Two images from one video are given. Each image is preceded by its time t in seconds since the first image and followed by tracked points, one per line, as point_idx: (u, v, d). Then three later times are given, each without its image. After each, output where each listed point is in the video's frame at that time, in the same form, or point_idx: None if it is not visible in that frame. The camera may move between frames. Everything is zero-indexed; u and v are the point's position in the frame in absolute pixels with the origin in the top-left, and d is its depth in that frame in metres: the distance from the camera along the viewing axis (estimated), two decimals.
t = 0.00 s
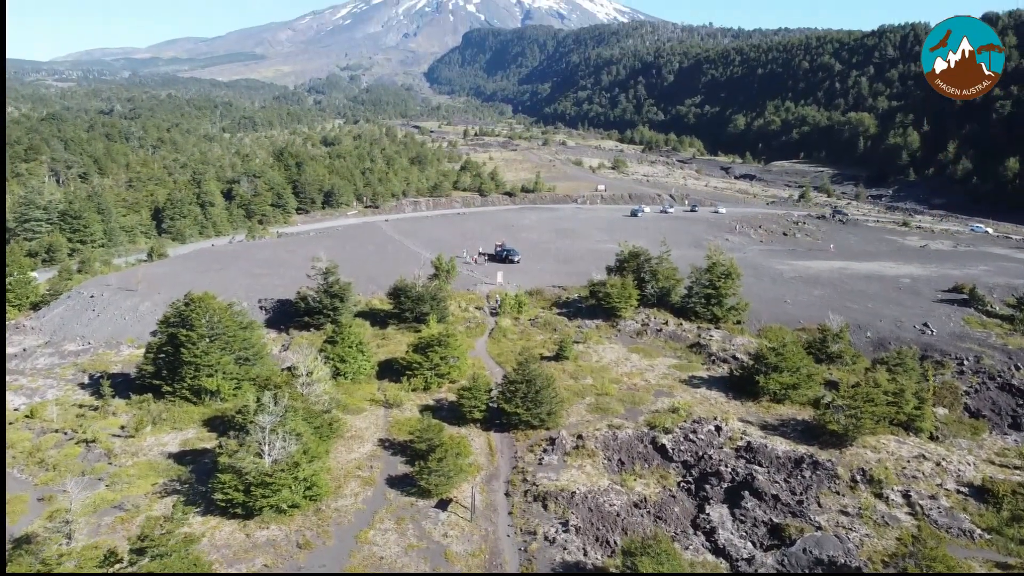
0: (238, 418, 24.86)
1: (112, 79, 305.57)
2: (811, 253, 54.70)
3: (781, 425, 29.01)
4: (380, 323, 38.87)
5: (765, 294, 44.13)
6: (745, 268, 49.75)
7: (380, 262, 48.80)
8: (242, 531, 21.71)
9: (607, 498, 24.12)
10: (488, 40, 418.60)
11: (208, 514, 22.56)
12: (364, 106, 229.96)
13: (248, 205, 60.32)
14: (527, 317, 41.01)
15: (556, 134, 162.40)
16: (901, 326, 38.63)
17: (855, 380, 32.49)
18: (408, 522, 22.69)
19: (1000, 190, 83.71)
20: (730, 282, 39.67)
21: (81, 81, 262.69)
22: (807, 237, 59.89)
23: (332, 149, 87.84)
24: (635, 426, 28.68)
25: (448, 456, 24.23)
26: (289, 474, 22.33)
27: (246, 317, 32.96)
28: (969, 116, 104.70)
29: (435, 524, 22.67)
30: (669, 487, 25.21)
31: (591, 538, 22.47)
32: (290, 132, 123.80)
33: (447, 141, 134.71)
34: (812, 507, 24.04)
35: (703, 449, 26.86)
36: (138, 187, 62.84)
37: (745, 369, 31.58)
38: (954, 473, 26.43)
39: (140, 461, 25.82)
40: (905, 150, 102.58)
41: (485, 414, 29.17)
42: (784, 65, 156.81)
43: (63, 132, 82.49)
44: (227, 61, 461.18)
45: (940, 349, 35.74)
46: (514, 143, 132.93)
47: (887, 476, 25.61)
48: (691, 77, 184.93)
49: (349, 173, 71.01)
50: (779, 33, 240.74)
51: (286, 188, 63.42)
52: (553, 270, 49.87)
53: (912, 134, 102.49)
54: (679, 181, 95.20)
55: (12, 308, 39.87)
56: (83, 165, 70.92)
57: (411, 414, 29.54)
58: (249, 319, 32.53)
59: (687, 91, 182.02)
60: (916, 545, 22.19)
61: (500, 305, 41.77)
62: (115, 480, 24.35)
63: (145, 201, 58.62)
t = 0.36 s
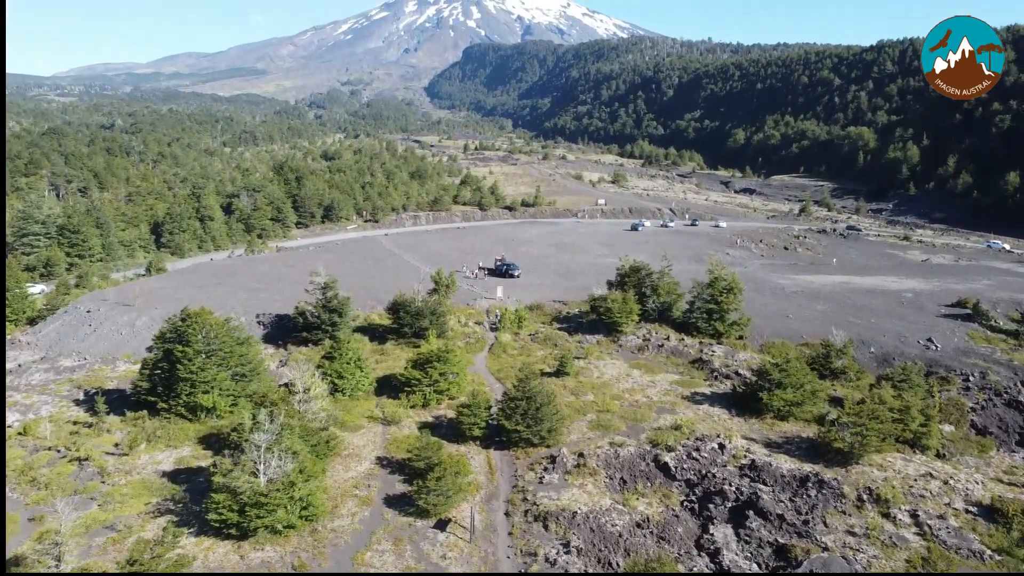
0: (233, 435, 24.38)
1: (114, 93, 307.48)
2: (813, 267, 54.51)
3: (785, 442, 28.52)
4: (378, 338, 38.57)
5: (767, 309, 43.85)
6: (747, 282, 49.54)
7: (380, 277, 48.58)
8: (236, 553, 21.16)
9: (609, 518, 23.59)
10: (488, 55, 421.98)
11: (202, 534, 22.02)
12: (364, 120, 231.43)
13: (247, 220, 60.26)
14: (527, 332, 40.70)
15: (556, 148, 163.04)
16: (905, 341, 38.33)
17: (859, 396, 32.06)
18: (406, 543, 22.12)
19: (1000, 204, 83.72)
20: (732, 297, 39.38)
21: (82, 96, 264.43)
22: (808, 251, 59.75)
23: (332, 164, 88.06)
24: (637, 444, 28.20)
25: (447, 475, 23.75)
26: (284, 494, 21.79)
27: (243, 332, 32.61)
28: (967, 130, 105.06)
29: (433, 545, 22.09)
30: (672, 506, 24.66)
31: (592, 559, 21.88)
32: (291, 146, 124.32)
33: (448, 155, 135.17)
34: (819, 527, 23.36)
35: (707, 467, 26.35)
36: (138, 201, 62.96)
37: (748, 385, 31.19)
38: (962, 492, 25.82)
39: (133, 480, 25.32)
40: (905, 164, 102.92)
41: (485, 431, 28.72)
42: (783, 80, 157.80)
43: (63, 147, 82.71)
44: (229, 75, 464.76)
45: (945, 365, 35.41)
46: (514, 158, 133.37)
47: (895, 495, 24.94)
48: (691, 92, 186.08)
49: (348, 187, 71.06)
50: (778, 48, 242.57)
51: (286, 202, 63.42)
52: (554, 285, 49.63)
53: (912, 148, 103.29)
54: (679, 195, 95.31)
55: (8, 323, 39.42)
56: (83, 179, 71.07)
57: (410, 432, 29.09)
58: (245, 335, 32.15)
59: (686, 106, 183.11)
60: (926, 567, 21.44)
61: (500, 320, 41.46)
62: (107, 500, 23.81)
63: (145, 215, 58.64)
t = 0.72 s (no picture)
0: (229, 451, 23.92)
1: (115, 107, 309.33)
2: (814, 280, 54.33)
3: (789, 458, 28.05)
4: (377, 351, 38.30)
5: (769, 322, 43.58)
6: (749, 295, 49.33)
7: (380, 290, 48.38)
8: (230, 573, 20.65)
9: (611, 536, 23.11)
10: (488, 68, 424.80)
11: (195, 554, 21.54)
12: (365, 133, 232.25)
13: (246, 233, 60.21)
14: (527, 346, 40.43)
15: (555, 161, 163.64)
16: (909, 355, 38.03)
17: (863, 412, 31.65)
18: (403, 562, 21.63)
19: (1001, 217, 83.70)
20: (734, 310, 39.11)
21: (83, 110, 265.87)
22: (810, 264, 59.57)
23: (332, 177, 88.19)
24: (639, 460, 27.73)
25: (446, 492, 23.31)
26: (280, 512, 21.30)
27: (241, 346, 32.28)
28: (967, 143, 105.30)
29: (431, 565, 21.58)
30: (675, 525, 24.16)
31: None
32: (291, 159, 124.69)
33: (448, 169, 135.49)
34: (824, 545, 22.82)
35: (710, 483, 25.86)
36: (137, 215, 63.00)
37: (751, 400, 30.81)
38: (971, 509, 25.26)
39: (126, 497, 24.86)
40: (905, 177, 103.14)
41: (484, 447, 28.32)
42: (782, 94, 158.64)
43: (64, 160, 82.94)
44: (230, 89, 467.80)
45: (950, 379, 35.09)
46: (514, 171, 133.66)
47: (902, 513, 24.35)
48: (690, 106, 187.06)
49: (348, 200, 71.09)
50: (777, 61, 243.81)
51: (286, 215, 63.40)
52: (555, 298, 49.41)
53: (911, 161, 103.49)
54: (679, 208, 95.36)
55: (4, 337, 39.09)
56: (83, 192, 71.16)
57: (409, 448, 28.67)
58: (242, 349, 31.81)
59: (686, 119, 184.01)
60: None
61: (500, 333, 41.18)
62: (99, 518, 23.31)
63: (144, 229, 58.69)
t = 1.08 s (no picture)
0: (224, 470, 23.40)
1: (117, 121, 311.02)
2: (816, 294, 54.09)
3: (794, 476, 27.51)
4: (376, 366, 37.95)
5: (771, 337, 43.26)
6: (750, 309, 49.05)
7: (379, 304, 48.14)
8: None
9: (613, 557, 22.53)
10: (489, 83, 427.68)
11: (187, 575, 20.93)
12: (365, 147, 233.39)
13: (246, 246, 60.10)
14: (528, 361, 40.08)
15: (555, 175, 164.13)
16: (913, 370, 37.67)
17: (868, 428, 31.21)
18: None
19: (1002, 231, 83.60)
20: (736, 325, 38.79)
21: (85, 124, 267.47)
22: (811, 278, 59.36)
23: (333, 190, 88.34)
24: (641, 478, 27.20)
25: (444, 512, 22.78)
26: (275, 532, 20.70)
27: (237, 362, 31.91)
28: (966, 157, 105.53)
29: None
30: (678, 544, 23.59)
31: None
32: (292, 173, 125.03)
33: (448, 183, 135.92)
34: (832, 566, 22.21)
35: (714, 502, 25.29)
36: (137, 229, 62.93)
37: (755, 416, 30.41)
38: (981, 528, 24.69)
39: (119, 516, 24.32)
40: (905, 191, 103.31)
41: (484, 464, 27.83)
42: (781, 108, 159.49)
43: (64, 174, 83.04)
44: (232, 104, 470.78)
45: (955, 395, 34.70)
46: (514, 185, 133.95)
47: (911, 532, 23.76)
48: (689, 120, 187.96)
49: (348, 214, 71.08)
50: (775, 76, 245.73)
51: (285, 229, 63.33)
52: (555, 313, 49.14)
53: (911, 175, 103.81)
54: (679, 222, 95.41)
55: None
56: (83, 206, 71.23)
57: (407, 465, 28.20)
58: (239, 364, 31.43)
59: (685, 134, 184.84)
60: None
61: (500, 348, 40.85)
62: (91, 538, 22.74)
63: (143, 243, 58.62)
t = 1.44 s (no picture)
0: (218, 488, 22.95)
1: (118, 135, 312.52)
2: (817, 308, 53.84)
3: (799, 494, 26.99)
4: (374, 381, 37.57)
5: (774, 351, 42.94)
6: (753, 324, 48.75)
7: (379, 318, 47.84)
8: None
9: None
10: (489, 97, 429.96)
11: None
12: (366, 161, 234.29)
13: (245, 260, 59.92)
14: (528, 376, 39.69)
15: (555, 189, 164.53)
16: (918, 385, 37.27)
17: (873, 444, 30.79)
18: None
19: (1003, 244, 83.53)
20: (738, 340, 38.45)
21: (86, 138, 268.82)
22: (812, 292, 59.11)
23: (333, 204, 88.35)
24: (643, 495, 26.68)
25: (442, 531, 22.28)
26: (270, 553, 20.21)
27: (234, 377, 31.52)
28: (966, 171, 105.74)
29: None
30: (682, 565, 23.05)
31: None
32: (292, 187, 125.32)
33: (448, 196, 136.21)
34: None
35: (718, 521, 24.76)
36: (136, 242, 62.84)
37: (758, 433, 29.98)
38: (991, 547, 24.14)
39: (111, 535, 23.72)
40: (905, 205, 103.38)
41: (484, 481, 27.34)
42: (780, 122, 160.26)
43: (64, 187, 83.16)
44: (234, 118, 473.75)
45: (960, 411, 34.28)
46: (514, 198, 134.20)
47: (920, 552, 23.21)
48: (689, 134, 188.87)
49: (348, 228, 71.01)
50: (774, 91, 247.50)
51: (284, 243, 63.18)
52: (555, 327, 48.83)
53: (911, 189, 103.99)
54: (679, 235, 95.41)
55: None
56: (82, 220, 71.24)
57: (405, 483, 27.71)
58: (236, 379, 31.02)
59: (684, 148, 185.57)
60: None
61: (499, 363, 40.50)
62: (82, 558, 22.14)
63: (142, 256, 58.50)
